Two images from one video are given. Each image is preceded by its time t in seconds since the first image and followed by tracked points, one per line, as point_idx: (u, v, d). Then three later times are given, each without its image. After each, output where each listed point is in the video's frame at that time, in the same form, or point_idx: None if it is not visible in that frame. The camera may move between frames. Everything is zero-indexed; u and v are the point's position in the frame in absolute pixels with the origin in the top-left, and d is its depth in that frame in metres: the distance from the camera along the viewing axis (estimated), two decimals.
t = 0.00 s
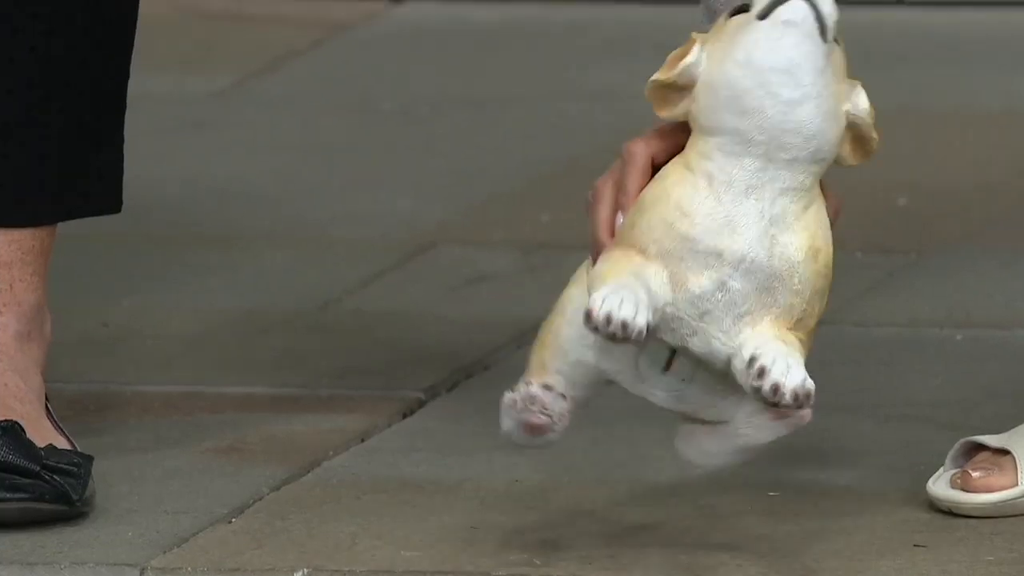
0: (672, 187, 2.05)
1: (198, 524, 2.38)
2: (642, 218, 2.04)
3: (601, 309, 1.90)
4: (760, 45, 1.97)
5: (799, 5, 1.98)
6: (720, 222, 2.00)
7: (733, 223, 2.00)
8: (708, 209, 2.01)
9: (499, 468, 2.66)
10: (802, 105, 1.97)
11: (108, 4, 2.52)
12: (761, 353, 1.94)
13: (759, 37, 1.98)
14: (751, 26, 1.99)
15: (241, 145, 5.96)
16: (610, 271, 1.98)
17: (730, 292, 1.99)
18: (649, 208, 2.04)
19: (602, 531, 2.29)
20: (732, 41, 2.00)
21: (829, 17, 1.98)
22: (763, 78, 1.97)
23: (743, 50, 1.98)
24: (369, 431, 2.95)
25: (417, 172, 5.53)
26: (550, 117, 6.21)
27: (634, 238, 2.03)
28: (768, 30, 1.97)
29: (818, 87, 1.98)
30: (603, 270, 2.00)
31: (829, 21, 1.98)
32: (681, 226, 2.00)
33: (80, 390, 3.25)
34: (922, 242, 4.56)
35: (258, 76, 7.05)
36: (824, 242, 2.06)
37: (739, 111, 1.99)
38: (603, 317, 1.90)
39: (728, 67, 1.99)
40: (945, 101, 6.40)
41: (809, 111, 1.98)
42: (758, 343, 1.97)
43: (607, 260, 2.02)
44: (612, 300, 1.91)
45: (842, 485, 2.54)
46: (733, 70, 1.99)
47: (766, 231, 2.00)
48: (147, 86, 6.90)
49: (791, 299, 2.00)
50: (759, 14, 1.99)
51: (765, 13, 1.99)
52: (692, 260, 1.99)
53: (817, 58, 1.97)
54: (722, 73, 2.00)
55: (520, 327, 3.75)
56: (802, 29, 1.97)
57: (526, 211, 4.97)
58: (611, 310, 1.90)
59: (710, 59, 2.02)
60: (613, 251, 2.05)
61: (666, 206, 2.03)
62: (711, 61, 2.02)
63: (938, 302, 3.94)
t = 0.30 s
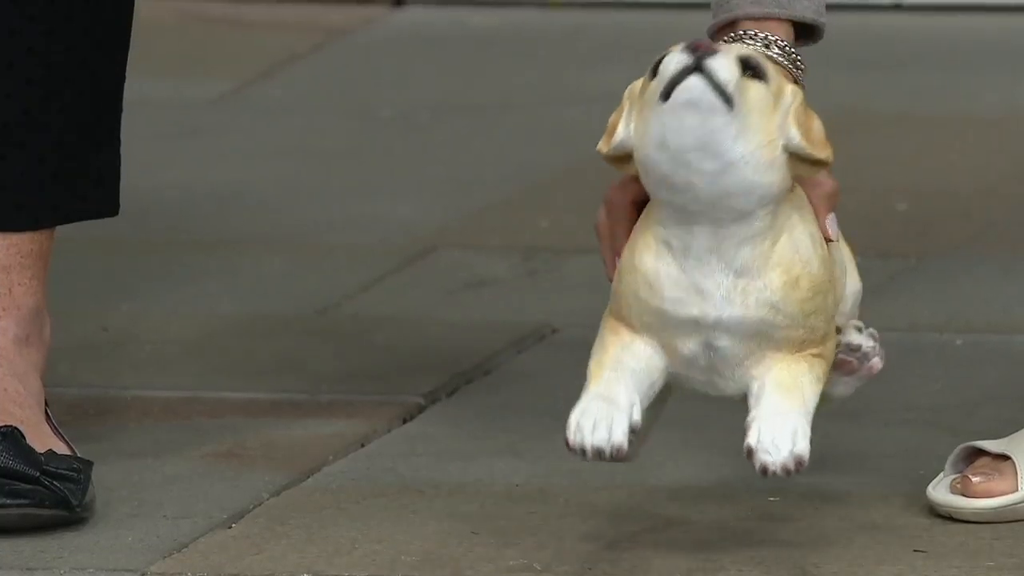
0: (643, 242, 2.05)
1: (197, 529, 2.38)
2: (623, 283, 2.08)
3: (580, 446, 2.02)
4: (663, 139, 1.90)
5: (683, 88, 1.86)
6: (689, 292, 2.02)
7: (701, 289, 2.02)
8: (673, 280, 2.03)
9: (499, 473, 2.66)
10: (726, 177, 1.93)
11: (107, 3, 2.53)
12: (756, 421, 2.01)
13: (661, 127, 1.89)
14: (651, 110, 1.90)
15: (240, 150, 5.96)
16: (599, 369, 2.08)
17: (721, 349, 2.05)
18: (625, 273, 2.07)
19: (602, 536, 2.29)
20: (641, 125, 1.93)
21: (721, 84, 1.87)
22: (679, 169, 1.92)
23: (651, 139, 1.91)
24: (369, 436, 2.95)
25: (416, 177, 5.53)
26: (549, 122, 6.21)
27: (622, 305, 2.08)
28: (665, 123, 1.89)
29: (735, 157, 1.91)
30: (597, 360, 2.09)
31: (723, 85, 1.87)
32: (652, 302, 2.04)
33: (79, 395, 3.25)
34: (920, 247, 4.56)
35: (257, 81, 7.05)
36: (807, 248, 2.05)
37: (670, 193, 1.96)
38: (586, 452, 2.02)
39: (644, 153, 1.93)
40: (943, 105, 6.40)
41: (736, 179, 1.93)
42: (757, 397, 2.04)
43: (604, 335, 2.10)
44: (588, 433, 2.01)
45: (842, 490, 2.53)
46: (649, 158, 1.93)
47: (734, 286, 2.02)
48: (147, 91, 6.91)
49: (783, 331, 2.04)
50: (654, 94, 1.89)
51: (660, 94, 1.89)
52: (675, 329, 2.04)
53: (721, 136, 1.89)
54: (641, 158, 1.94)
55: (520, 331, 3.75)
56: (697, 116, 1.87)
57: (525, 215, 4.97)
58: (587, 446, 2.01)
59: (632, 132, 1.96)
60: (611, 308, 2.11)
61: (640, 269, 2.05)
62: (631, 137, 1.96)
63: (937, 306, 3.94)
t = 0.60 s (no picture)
0: (656, 339, 1.96)
1: (198, 530, 2.38)
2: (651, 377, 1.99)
3: (667, 556, 1.97)
4: (657, 275, 1.80)
5: (658, 238, 1.75)
6: (720, 383, 1.94)
7: (731, 378, 1.93)
8: (702, 380, 1.94)
9: (498, 473, 2.66)
10: (731, 287, 1.83)
11: (107, 4, 2.53)
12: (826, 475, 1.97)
13: (651, 265, 1.79)
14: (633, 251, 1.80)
15: (240, 149, 5.96)
16: (659, 465, 2.01)
17: (769, 411, 1.98)
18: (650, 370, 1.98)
19: (603, 538, 2.29)
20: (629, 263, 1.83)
21: (692, 219, 1.76)
22: (681, 294, 1.82)
23: (644, 275, 1.81)
24: (370, 437, 2.95)
25: (417, 177, 5.53)
26: (548, 122, 6.22)
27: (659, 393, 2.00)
28: (653, 263, 1.79)
29: (733, 268, 1.82)
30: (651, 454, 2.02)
31: (695, 218, 1.76)
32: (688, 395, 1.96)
33: (78, 395, 3.25)
34: (920, 247, 4.57)
35: (258, 81, 7.06)
36: (821, 293, 1.95)
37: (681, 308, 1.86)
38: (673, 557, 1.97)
39: (640, 284, 1.84)
40: (943, 105, 6.40)
41: (742, 284, 1.83)
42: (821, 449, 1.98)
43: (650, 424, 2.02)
44: (669, 543, 1.96)
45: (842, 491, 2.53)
46: (646, 287, 1.83)
47: (764, 367, 1.93)
48: (147, 91, 6.91)
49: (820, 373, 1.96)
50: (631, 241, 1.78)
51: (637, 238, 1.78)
52: (717, 406, 1.97)
53: (709, 257, 1.79)
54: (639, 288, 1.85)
55: (519, 332, 3.76)
56: (681, 251, 1.77)
57: (524, 216, 4.97)
58: (673, 557, 1.96)
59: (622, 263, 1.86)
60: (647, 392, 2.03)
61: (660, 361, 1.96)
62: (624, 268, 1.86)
63: (937, 306, 3.94)
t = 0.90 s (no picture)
0: (663, 353, 2.00)
1: (193, 530, 2.38)
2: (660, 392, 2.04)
3: (696, 568, 2.03)
4: (693, 303, 1.87)
5: (698, 267, 1.82)
6: (739, 395, 1.99)
7: (751, 390, 1.99)
8: (721, 393, 1.99)
9: (494, 474, 2.67)
10: (761, 307, 1.90)
11: (106, 4, 2.53)
12: (844, 476, 2.01)
13: (687, 294, 1.86)
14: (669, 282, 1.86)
15: (236, 150, 5.96)
16: (671, 476, 2.06)
17: (782, 415, 2.04)
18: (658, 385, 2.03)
19: (598, 538, 2.29)
20: (661, 292, 1.89)
21: (730, 249, 1.82)
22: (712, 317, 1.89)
23: (679, 303, 1.88)
24: (366, 437, 2.95)
25: (413, 178, 5.53)
26: (544, 123, 6.22)
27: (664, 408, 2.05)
28: (691, 292, 1.85)
29: (766, 289, 1.88)
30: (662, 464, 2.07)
31: (734, 247, 1.83)
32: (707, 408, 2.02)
33: (75, 395, 3.25)
34: (917, 248, 4.57)
35: (254, 82, 7.06)
36: (830, 298, 2.01)
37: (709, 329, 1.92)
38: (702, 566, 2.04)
39: (672, 310, 1.90)
40: (939, 105, 6.41)
41: (771, 304, 1.90)
42: (831, 449, 2.03)
43: (656, 434, 2.07)
44: (699, 556, 2.02)
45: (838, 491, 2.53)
46: (678, 312, 1.90)
47: (782, 378, 1.99)
48: (143, 91, 6.91)
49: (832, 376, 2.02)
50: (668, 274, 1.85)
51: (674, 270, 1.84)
52: (733, 416, 2.02)
53: (745, 282, 1.86)
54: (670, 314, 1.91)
55: (515, 332, 3.76)
56: (720, 280, 1.84)
57: (520, 216, 4.98)
58: (703, 568, 2.03)
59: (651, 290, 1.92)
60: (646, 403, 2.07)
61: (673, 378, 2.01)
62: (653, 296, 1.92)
63: (933, 307, 3.94)
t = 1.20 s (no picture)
0: (629, 354, 2.00)
1: (166, 530, 2.37)
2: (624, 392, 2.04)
3: (665, 566, 2.04)
4: (670, 301, 1.87)
5: (677, 265, 1.82)
6: (706, 393, 2.00)
7: (718, 388, 1.99)
8: (688, 392, 2.00)
9: (467, 474, 2.66)
10: (735, 304, 1.90)
11: (82, 4, 2.52)
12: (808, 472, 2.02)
13: (664, 293, 1.86)
14: (647, 282, 1.87)
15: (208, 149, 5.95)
16: (636, 476, 2.06)
17: (745, 413, 2.04)
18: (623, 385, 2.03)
19: (572, 537, 2.29)
20: (637, 292, 1.89)
21: (707, 245, 1.82)
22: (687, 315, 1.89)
23: (656, 303, 1.88)
24: (338, 436, 2.95)
25: (385, 177, 5.53)
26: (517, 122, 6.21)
27: (629, 408, 2.05)
28: (669, 290, 1.86)
29: (740, 285, 1.88)
30: (627, 465, 2.07)
31: (711, 244, 1.83)
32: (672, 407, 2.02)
33: (47, 395, 3.24)
34: (889, 247, 4.57)
35: (226, 81, 7.05)
36: (793, 293, 2.01)
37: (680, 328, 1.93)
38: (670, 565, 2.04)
39: (647, 309, 1.90)
40: (911, 104, 6.41)
41: (745, 301, 1.90)
42: (795, 445, 2.04)
43: (620, 434, 2.07)
44: (669, 555, 2.03)
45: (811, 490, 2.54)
46: (652, 312, 1.90)
47: (749, 374, 1.99)
48: (114, 91, 6.90)
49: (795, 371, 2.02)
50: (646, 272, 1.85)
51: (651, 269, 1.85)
52: (698, 414, 2.02)
53: (721, 279, 1.86)
54: (645, 313, 1.91)
55: (487, 331, 3.75)
56: (697, 277, 1.84)
57: (492, 215, 4.97)
58: (672, 567, 2.04)
59: (624, 290, 1.92)
60: (609, 402, 2.07)
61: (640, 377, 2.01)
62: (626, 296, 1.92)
63: (906, 306, 3.95)
